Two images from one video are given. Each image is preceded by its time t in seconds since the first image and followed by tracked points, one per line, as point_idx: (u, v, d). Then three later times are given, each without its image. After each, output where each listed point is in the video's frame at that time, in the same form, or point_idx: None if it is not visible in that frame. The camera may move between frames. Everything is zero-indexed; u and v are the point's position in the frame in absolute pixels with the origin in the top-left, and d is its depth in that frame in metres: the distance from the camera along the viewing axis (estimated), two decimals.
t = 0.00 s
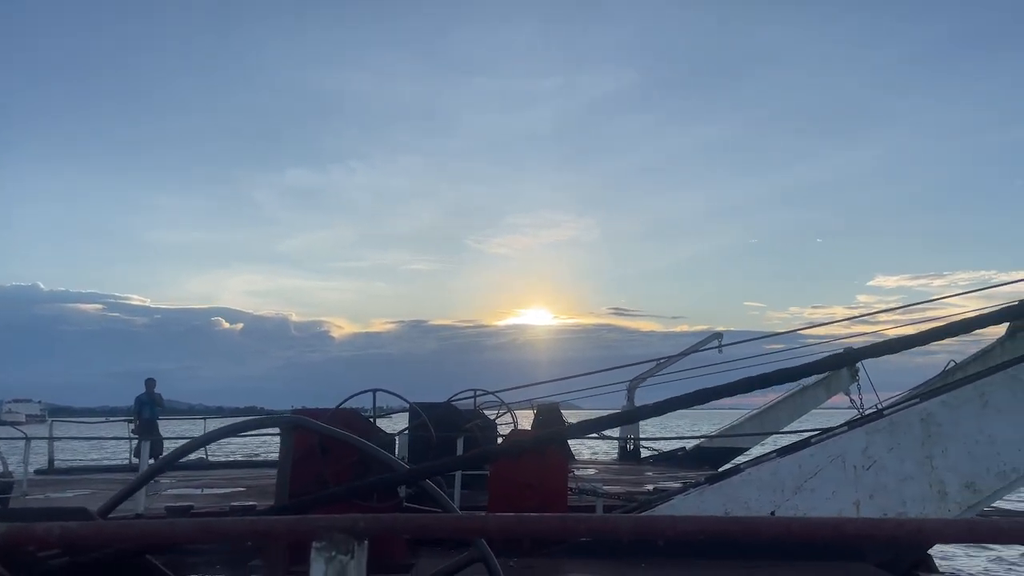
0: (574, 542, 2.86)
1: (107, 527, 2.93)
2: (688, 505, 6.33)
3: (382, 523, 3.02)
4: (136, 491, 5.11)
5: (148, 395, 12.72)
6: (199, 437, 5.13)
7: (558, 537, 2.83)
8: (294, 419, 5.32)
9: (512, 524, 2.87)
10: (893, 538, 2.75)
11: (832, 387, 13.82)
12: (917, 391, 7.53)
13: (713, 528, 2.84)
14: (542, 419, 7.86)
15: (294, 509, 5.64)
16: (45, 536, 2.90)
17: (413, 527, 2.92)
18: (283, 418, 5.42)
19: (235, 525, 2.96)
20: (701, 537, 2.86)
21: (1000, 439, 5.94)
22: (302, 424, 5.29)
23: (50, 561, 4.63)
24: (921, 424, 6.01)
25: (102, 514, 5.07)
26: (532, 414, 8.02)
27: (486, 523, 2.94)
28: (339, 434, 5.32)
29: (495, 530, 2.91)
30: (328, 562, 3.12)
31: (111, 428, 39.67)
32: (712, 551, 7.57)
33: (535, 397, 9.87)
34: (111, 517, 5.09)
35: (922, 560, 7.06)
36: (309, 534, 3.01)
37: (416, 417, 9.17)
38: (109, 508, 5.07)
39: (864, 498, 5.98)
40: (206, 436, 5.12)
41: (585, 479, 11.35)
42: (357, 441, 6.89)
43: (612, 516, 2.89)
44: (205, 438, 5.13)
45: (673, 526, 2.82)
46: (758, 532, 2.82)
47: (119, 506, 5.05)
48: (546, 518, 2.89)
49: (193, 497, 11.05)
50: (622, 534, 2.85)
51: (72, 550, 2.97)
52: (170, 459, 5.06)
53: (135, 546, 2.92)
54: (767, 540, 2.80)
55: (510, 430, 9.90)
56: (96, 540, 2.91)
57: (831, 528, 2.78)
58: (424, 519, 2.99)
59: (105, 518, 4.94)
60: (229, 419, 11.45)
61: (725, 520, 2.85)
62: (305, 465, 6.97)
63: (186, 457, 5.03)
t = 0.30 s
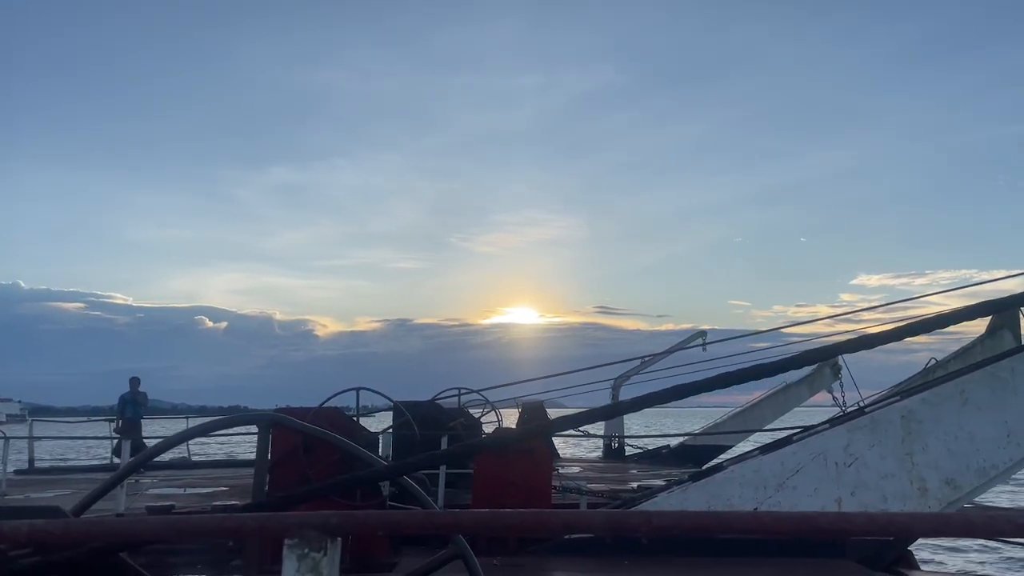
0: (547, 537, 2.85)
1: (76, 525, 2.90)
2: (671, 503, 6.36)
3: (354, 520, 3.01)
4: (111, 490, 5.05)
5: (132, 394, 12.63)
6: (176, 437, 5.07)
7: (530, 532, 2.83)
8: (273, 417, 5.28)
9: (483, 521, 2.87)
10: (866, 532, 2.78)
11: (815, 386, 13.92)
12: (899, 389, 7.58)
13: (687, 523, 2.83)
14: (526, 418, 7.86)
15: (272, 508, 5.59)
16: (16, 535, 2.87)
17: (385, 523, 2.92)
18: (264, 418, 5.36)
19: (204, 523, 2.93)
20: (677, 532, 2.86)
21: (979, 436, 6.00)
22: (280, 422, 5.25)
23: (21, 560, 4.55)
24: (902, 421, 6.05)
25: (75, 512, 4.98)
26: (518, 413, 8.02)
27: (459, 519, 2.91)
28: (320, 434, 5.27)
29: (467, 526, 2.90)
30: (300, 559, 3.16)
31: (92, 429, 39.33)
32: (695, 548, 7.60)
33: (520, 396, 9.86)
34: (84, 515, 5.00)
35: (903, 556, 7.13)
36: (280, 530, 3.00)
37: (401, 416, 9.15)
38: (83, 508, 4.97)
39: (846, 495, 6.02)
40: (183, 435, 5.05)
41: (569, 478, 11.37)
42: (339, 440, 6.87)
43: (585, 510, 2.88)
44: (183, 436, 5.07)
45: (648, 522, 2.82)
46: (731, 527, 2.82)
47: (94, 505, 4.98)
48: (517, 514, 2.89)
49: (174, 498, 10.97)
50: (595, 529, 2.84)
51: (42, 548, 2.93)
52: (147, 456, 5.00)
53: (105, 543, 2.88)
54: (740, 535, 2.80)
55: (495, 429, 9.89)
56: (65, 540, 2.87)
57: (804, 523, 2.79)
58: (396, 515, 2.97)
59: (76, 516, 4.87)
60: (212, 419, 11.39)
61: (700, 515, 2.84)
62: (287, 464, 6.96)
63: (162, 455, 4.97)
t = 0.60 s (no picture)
0: (529, 536, 2.86)
1: (56, 526, 2.88)
2: (658, 501, 6.37)
3: (337, 520, 3.01)
4: (94, 491, 5.01)
5: (122, 393, 12.57)
6: (159, 437, 5.05)
7: (512, 532, 2.84)
8: (258, 418, 5.26)
9: (464, 521, 2.87)
10: (846, 530, 2.80)
11: (802, 385, 13.99)
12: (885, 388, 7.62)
13: (669, 521, 2.84)
14: (514, 417, 7.86)
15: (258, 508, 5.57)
16: None
17: (367, 523, 2.91)
18: (250, 418, 5.34)
19: (185, 524, 2.92)
20: (660, 531, 2.87)
21: (964, 434, 6.04)
22: (266, 422, 5.24)
23: (2, 561, 4.51)
24: (887, 419, 6.09)
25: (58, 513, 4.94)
26: (506, 413, 8.02)
27: (442, 518, 2.92)
28: (306, 433, 5.26)
29: (449, 526, 2.90)
30: (282, 559, 3.16)
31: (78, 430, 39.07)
32: (682, 547, 7.63)
33: (508, 395, 9.86)
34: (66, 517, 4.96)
35: (889, 554, 7.16)
36: (262, 531, 2.99)
37: (389, 416, 9.13)
38: (65, 509, 4.92)
39: (832, 493, 6.05)
40: (167, 435, 5.03)
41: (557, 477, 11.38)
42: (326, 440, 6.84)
43: (568, 510, 2.89)
44: (167, 436, 5.05)
45: (631, 521, 2.83)
46: (713, 526, 2.82)
47: (77, 506, 4.95)
48: (499, 514, 2.89)
49: (160, 499, 10.91)
50: (577, 528, 2.85)
51: (23, 550, 2.91)
52: (130, 457, 4.97)
53: (85, 545, 2.87)
54: (721, 533, 2.81)
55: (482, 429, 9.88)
56: (46, 543, 2.84)
57: (785, 521, 2.80)
58: (379, 515, 2.97)
59: (58, 517, 4.84)
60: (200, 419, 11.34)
61: (682, 513, 2.85)
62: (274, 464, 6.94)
63: (146, 455, 4.95)
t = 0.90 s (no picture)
0: (516, 537, 2.85)
1: (39, 529, 2.86)
2: (649, 501, 6.38)
3: (324, 522, 3.00)
4: (80, 493, 4.98)
5: (115, 395, 12.52)
6: (147, 439, 5.02)
7: (498, 532, 2.84)
8: (247, 419, 5.24)
9: (451, 521, 2.87)
10: (833, 529, 2.80)
11: (792, 385, 14.03)
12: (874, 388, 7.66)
13: (655, 522, 2.84)
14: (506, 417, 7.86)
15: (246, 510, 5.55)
16: None
17: (353, 525, 2.91)
18: (239, 419, 5.32)
19: (170, 526, 2.91)
20: (647, 531, 2.87)
21: (953, 434, 6.07)
22: (254, 423, 5.22)
23: None
24: (877, 419, 6.12)
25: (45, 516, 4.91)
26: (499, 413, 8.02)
27: (430, 519, 2.92)
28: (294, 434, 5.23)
29: (435, 527, 2.90)
30: (268, 562, 3.15)
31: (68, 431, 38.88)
32: (673, 548, 7.64)
33: (500, 395, 9.87)
34: (53, 519, 4.92)
35: (879, 553, 7.19)
36: (248, 532, 2.98)
37: (380, 417, 9.11)
38: (52, 511, 4.90)
39: (822, 493, 6.07)
40: (155, 436, 5.01)
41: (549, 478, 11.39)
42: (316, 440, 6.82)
43: (555, 511, 2.88)
44: (156, 437, 5.02)
45: (619, 521, 2.83)
46: (699, 526, 2.83)
47: (63, 508, 4.91)
48: (485, 514, 2.89)
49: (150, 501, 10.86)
50: (564, 528, 2.84)
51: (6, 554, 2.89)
52: (118, 458, 4.94)
53: (71, 547, 2.85)
54: (707, 533, 2.81)
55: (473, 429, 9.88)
56: (31, 545, 2.82)
57: (771, 521, 2.81)
58: (365, 517, 2.96)
59: (44, 520, 4.79)
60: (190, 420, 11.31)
61: (669, 514, 2.86)
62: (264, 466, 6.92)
63: (133, 457, 4.92)
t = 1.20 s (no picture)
0: (508, 539, 2.86)
1: (30, 533, 2.84)
2: (643, 503, 6.39)
3: (315, 525, 2.99)
4: (71, 496, 4.95)
5: (105, 397, 12.46)
6: (139, 442, 4.99)
7: (489, 535, 2.84)
8: (240, 422, 5.22)
9: (442, 524, 2.87)
10: (822, 531, 2.81)
11: (784, 386, 14.08)
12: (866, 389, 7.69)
13: (646, 525, 2.85)
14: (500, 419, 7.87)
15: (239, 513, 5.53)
16: None
17: (346, 529, 2.90)
18: (231, 422, 5.29)
19: (162, 530, 2.90)
20: (639, 533, 2.88)
21: (944, 435, 6.09)
22: (246, 426, 5.20)
23: None
24: (869, 420, 6.14)
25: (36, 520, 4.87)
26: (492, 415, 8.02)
27: (423, 523, 2.92)
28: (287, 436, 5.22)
29: (428, 530, 2.89)
30: (260, 565, 3.14)
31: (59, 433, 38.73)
32: (666, 549, 7.65)
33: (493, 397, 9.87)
34: (44, 522, 4.88)
35: (870, 553, 7.23)
36: (241, 536, 2.98)
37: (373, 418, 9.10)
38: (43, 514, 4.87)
39: (814, 494, 6.09)
40: (147, 439, 4.99)
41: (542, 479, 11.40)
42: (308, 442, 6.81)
43: (547, 513, 2.89)
44: (148, 440, 5.00)
45: (610, 523, 2.84)
46: (691, 529, 2.84)
47: (54, 511, 4.89)
48: (477, 518, 2.89)
49: (141, 503, 10.83)
50: (556, 531, 2.85)
51: None
52: (109, 461, 4.91)
53: (62, 552, 2.84)
54: (698, 535, 2.82)
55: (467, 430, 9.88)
56: (20, 551, 2.80)
57: (762, 524, 2.82)
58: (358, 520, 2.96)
59: (35, 523, 4.76)
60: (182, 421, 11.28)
61: (661, 516, 2.87)
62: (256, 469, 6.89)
63: (125, 459, 4.89)
